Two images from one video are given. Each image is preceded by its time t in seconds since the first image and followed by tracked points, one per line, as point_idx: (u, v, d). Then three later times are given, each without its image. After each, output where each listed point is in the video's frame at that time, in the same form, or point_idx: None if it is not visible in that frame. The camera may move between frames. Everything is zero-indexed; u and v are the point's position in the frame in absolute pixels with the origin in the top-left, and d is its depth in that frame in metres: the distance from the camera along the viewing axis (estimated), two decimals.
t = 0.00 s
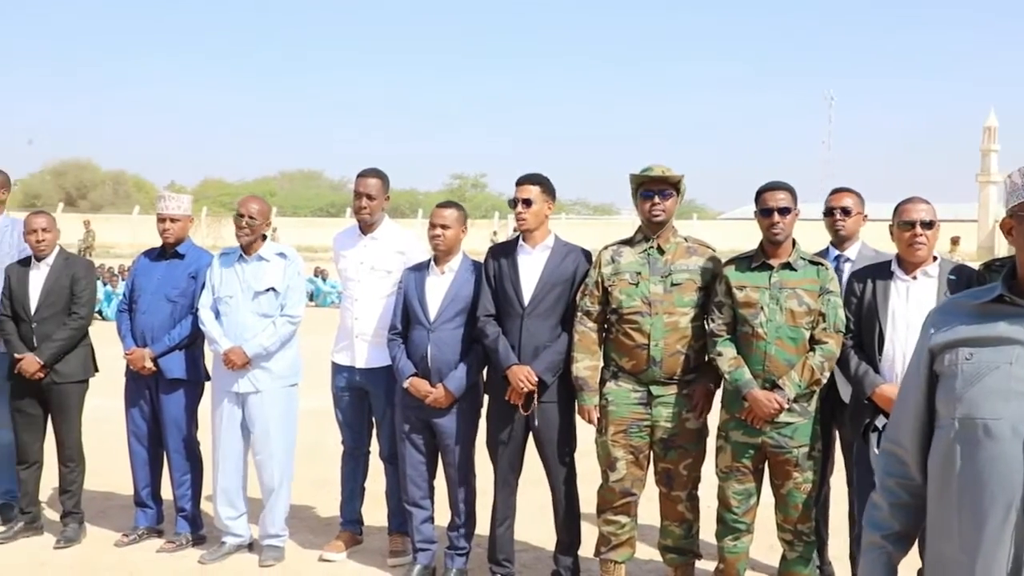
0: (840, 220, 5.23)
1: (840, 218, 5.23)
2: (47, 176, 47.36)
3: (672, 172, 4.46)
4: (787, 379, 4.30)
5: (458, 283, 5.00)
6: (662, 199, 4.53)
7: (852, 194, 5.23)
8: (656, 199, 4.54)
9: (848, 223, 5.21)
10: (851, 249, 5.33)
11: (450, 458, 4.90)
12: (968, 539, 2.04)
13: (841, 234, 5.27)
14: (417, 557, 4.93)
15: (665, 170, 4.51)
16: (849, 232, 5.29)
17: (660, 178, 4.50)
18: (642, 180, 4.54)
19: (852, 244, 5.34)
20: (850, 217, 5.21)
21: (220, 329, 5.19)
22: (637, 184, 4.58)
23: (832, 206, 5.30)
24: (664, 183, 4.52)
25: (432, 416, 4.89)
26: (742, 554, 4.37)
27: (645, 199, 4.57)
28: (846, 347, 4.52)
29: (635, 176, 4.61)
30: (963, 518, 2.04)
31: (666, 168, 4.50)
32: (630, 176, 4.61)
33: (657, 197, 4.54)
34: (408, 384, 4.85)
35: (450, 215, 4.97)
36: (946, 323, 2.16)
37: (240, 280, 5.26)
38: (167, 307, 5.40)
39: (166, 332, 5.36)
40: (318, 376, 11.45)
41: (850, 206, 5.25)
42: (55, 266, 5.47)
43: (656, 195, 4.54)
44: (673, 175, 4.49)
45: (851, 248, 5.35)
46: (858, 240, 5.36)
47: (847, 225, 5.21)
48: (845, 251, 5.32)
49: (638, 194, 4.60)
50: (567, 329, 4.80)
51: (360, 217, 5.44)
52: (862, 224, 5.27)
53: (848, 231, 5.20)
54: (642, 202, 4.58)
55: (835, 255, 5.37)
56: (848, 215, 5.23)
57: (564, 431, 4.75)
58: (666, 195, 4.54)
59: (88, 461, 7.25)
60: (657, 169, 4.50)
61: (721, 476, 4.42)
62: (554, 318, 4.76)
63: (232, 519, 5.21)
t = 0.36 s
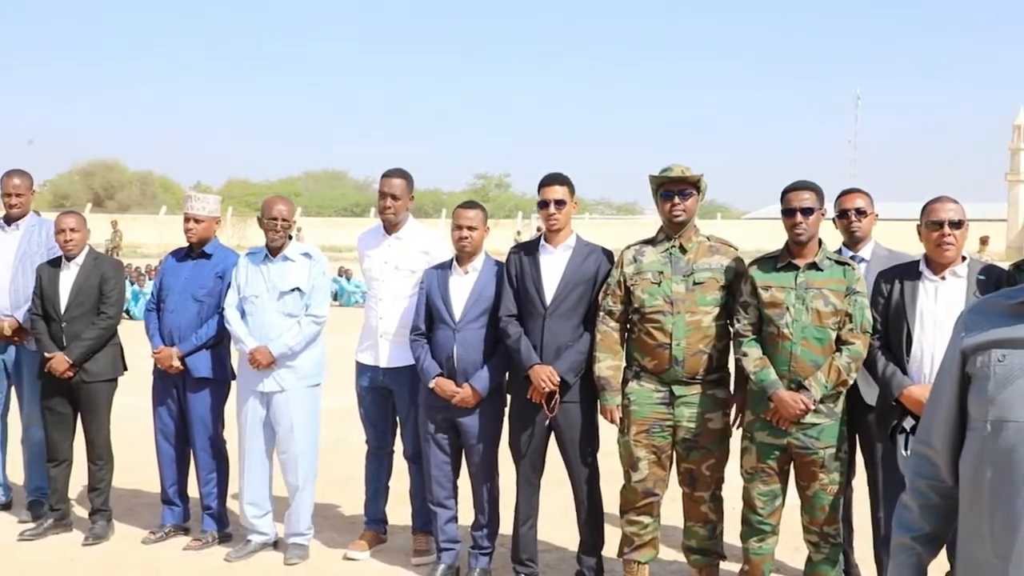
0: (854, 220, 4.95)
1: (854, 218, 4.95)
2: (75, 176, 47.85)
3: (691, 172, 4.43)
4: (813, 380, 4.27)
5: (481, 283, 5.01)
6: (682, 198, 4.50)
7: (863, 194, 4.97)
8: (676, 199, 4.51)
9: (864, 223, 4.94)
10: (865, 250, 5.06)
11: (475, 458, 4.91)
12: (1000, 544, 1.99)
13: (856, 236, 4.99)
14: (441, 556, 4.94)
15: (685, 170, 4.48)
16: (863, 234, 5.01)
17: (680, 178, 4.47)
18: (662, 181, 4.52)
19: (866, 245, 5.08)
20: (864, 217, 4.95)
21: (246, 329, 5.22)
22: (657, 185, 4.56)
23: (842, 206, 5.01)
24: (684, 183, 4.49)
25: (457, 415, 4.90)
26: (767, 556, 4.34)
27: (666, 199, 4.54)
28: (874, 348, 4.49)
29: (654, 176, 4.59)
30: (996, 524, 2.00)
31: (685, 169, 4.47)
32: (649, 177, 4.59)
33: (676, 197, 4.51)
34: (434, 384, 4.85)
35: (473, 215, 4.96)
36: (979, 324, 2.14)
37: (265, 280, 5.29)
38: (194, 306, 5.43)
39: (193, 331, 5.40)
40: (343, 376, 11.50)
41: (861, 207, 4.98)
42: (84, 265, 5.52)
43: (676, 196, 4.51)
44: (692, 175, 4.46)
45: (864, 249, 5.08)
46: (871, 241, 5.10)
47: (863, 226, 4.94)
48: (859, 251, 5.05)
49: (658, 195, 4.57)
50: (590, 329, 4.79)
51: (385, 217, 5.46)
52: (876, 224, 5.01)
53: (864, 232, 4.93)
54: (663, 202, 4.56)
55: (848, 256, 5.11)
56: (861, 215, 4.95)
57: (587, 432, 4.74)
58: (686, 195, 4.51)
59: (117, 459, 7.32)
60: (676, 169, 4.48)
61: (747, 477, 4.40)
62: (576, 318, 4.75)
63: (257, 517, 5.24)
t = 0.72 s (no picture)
0: (858, 220, 4.89)
1: (858, 218, 4.90)
2: (95, 177, 48.20)
3: (707, 172, 4.42)
4: (833, 380, 4.25)
5: (498, 283, 5.01)
6: (699, 199, 4.49)
7: (866, 194, 4.92)
8: (693, 199, 4.50)
9: (867, 223, 4.89)
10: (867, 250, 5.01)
11: (494, 459, 4.91)
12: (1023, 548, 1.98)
13: (858, 236, 4.93)
14: (459, 556, 4.94)
15: (701, 170, 4.47)
16: (866, 234, 4.96)
17: (696, 178, 4.45)
18: (678, 181, 4.50)
19: (868, 244, 5.02)
20: (868, 217, 4.89)
21: (265, 328, 5.24)
22: (672, 186, 4.54)
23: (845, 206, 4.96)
24: (701, 183, 4.47)
25: (475, 415, 4.90)
26: (786, 557, 4.32)
27: (683, 200, 4.53)
28: (894, 349, 4.46)
29: (670, 177, 4.57)
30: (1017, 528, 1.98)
31: (701, 168, 4.46)
32: (665, 178, 4.57)
33: (693, 197, 4.50)
34: (454, 385, 4.86)
35: (488, 215, 4.95)
36: (1003, 324, 2.11)
37: (284, 280, 5.31)
38: (214, 306, 5.46)
39: (213, 331, 5.43)
40: (361, 376, 11.53)
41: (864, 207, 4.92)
42: (105, 265, 5.56)
43: (693, 196, 4.50)
44: (709, 175, 4.45)
45: (867, 248, 5.02)
46: (873, 241, 5.05)
47: (866, 226, 4.89)
48: (862, 251, 4.99)
49: (675, 195, 4.56)
50: (607, 329, 4.78)
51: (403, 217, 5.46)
52: (878, 224, 4.96)
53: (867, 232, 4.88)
54: (680, 203, 4.54)
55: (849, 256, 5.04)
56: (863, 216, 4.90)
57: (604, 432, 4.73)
58: (703, 195, 4.50)
59: (137, 457, 7.37)
60: (692, 169, 4.47)
61: (766, 478, 4.37)
62: (593, 318, 4.75)
63: (276, 516, 5.27)
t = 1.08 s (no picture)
0: (868, 220, 4.87)
1: (867, 218, 4.87)
2: (109, 177, 48.44)
3: (720, 172, 4.40)
4: (847, 381, 4.23)
5: (510, 283, 5.01)
6: (712, 199, 4.48)
7: (876, 194, 4.90)
8: (706, 200, 4.48)
9: (876, 224, 4.87)
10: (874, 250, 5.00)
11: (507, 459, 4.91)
12: None
13: (866, 236, 4.92)
14: (472, 556, 4.94)
15: (714, 170, 4.45)
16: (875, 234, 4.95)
17: (710, 178, 4.43)
18: (691, 181, 4.49)
19: (875, 244, 5.00)
20: (877, 217, 4.87)
21: (278, 328, 5.25)
22: (685, 186, 4.52)
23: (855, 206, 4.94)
24: (714, 183, 4.45)
25: (488, 415, 4.90)
26: (799, 558, 4.30)
27: (696, 200, 4.51)
28: (908, 349, 4.44)
29: (682, 177, 4.56)
30: None
31: (713, 168, 4.44)
32: (677, 178, 4.55)
33: (707, 198, 4.48)
34: (466, 386, 4.86)
35: (499, 215, 4.94)
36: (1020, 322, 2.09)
37: (297, 279, 5.32)
38: (227, 306, 5.48)
39: (226, 331, 5.44)
40: (375, 375, 11.54)
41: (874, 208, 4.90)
42: (118, 265, 5.59)
43: (706, 196, 4.48)
44: (722, 175, 4.43)
45: (875, 248, 5.00)
46: (880, 241, 5.03)
47: (875, 227, 4.87)
48: (869, 251, 4.97)
49: (687, 195, 4.54)
50: (619, 329, 4.77)
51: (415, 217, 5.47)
52: (887, 225, 4.94)
53: (875, 233, 4.86)
54: (692, 203, 4.52)
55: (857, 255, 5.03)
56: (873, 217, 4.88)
57: (616, 432, 4.71)
58: (716, 195, 4.49)
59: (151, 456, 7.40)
60: (705, 169, 4.45)
61: (779, 478, 4.36)
62: (605, 318, 4.74)
63: (289, 515, 5.28)
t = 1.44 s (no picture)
0: (886, 219, 4.85)
1: (885, 218, 4.86)
2: (127, 178, 48.72)
3: (736, 171, 4.38)
4: (863, 382, 4.21)
5: (524, 283, 5.01)
6: (727, 199, 4.46)
7: (898, 194, 4.86)
8: (721, 200, 4.47)
9: (895, 223, 4.84)
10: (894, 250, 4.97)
11: (522, 459, 4.91)
12: None
13: (885, 235, 4.90)
14: (487, 556, 4.94)
15: (729, 170, 4.43)
16: (895, 234, 4.91)
17: (725, 178, 4.42)
18: (706, 181, 4.47)
19: (896, 244, 4.97)
20: (897, 217, 4.84)
21: (294, 328, 5.27)
22: (700, 186, 4.51)
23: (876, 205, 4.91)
24: (730, 183, 4.44)
25: (503, 415, 4.90)
26: (816, 560, 4.28)
27: (711, 200, 4.49)
28: (925, 350, 4.41)
29: (698, 178, 4.55)
30: None
31: (729, 168, 4.43)
32: (693, 178, 4.54)
33: (722, 198, 4.47)
34: (481, 386, 4.86)
35: (514, 216, 4.95)
36: None
37: (313, 279, 5.34)
38: (244, 306, 5.50)
39: (243, 330, 5.47)
40: (390, 376, 11.55)
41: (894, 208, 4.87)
42: (135, 266, 5.63)
43: (721, 196, 4.47)
44: (738, 175, 4.41)
45: (895, 247, 4.97)
46: (901, 241, 5.00)
47: (893, 227, 4.84)
48: (889, 251, 4.95)
49: (703, 195, 4.53)
50: (634, 329, 4.77)
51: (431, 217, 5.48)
52: (908, 226, 4.90)
53: (893, 233, 4.84)
54: (708, 203, 4.51)
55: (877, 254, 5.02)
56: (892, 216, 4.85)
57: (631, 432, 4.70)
58: (732, 195, 4.47)
59: (169, 455, 7.45)
60: (720, 169, 4.43)
61: (795, 480, 4.34)
62: (620, 318, 4.73)
63: (306, 515, 5.30)
